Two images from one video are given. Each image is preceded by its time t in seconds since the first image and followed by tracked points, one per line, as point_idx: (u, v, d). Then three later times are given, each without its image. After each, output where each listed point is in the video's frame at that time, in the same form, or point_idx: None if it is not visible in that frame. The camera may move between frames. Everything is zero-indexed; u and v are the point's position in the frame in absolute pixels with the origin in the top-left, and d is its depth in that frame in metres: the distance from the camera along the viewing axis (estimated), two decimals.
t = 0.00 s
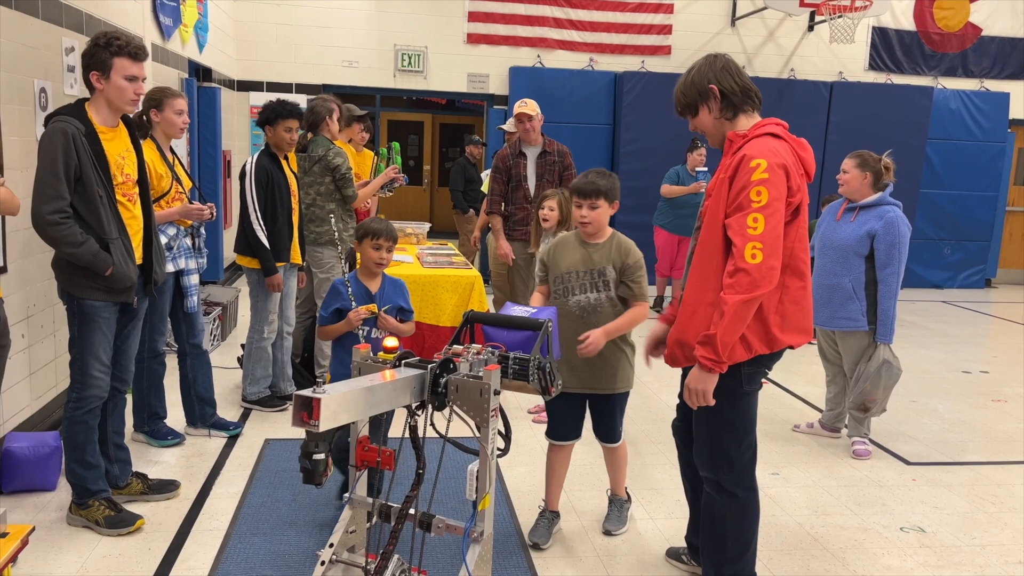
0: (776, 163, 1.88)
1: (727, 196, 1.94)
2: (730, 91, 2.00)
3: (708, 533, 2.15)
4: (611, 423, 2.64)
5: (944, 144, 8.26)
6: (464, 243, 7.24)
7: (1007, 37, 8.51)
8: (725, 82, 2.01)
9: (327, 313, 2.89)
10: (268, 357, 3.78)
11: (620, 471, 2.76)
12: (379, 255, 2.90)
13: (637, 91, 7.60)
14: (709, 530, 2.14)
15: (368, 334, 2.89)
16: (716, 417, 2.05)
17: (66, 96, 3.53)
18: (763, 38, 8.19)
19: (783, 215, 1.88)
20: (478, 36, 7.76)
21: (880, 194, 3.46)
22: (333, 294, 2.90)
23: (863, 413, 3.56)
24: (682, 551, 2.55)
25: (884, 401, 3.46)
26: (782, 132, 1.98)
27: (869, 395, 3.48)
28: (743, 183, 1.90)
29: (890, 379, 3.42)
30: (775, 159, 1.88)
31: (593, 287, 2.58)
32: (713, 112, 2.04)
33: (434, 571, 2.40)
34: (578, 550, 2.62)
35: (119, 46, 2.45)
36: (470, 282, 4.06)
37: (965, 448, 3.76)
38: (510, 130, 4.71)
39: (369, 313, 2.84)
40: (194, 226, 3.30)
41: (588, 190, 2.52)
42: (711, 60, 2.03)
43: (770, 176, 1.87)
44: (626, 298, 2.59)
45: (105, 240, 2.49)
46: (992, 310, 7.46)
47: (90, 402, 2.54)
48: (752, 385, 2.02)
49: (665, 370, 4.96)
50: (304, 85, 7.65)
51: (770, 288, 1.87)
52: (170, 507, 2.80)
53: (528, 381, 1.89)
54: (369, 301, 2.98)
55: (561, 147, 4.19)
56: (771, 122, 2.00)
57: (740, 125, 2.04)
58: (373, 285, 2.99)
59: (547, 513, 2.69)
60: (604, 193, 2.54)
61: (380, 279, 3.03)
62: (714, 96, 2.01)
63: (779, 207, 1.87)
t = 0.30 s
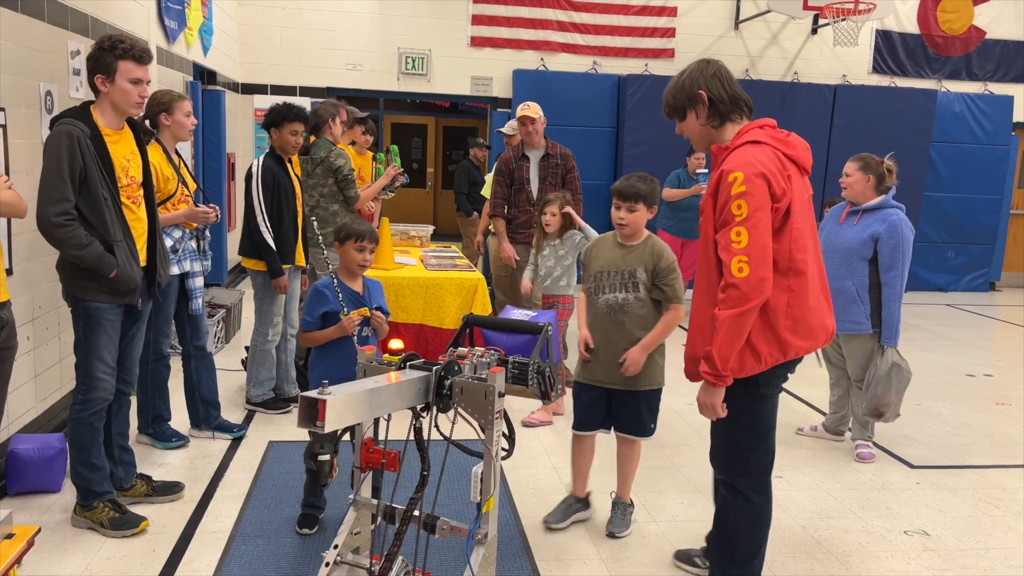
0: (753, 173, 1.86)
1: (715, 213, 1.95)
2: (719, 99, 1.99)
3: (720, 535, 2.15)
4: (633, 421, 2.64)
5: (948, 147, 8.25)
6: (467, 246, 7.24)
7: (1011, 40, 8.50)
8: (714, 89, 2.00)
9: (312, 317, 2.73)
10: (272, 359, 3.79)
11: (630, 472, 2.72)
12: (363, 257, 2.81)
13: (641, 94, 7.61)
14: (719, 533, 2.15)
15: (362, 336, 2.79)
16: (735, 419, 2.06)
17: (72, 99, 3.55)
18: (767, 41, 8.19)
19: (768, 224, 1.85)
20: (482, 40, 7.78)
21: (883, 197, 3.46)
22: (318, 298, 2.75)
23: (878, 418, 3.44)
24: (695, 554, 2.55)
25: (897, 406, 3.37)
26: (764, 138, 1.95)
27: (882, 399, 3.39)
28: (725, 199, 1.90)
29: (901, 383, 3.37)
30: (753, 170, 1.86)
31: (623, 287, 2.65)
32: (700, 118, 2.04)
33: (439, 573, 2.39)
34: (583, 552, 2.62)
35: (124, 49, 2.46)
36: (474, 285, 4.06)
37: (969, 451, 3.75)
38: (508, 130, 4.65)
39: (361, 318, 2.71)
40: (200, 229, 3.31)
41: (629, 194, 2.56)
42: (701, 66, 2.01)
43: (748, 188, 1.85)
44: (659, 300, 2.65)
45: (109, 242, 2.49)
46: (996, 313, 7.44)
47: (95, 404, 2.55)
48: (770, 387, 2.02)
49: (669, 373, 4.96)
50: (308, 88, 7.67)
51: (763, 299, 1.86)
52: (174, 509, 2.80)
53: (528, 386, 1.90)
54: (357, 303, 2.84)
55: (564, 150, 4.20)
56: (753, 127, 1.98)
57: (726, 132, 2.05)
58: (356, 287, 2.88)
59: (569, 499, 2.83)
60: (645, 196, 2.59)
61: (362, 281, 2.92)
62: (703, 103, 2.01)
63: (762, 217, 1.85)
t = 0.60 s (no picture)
0: (769, 175, 1.89)
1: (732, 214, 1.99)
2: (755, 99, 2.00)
3: (726, 535, 2.17)
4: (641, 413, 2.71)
5: (951, 149, 8.24)
6: (469, 248, 7.25)
7: (1013, 42, 8.49)
8: (750, 90, 2.01)
9: (305, 323, 2.67)
10: (275, 361, 3.80)
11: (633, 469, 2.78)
12: (348, 258, 2.74)
13: (642, 96, 7.62)
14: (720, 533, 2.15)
15: (355, 341, 2.73)
16: (736, 419, 2.07)
17: (75, 101, 3.56)
18: (769, 43, 8.20)
19: (781, 227, 1.88)
20: (484, 41, 7.79)
21: (885, 198, 3.46)
22: (310, 303, 2.68)
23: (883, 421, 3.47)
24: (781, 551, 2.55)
25: (904, 408, 3.39)
26: (788, 142, 1.98)
27: (889, 402, 3.41)
28: (742, 199, 1.93)
29: (907, 385, 3.38)
30: (770, 172, 1.89)
31: (645, 285, 2.77)
32: (732, 116, 2.05)
33: (441, 574, 2.40)
34: (585, 553, 2.62)
35: (128, 51, 2.46)
36: (476, 287, 4.05)
37: (972, 453, 3.75)
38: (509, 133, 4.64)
39: (352, 323, 2.64)
40: (204, 231, 3.31)
41: (652, 195, 2.73)
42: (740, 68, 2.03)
43: (763, 191, 1.88)
44: (679, 301, 2.77)
45: (113, 244, 2.50)
46: (999, 315, 7.43)
47: (99, 405, 2.56)
48: (771, 387, 2.02)
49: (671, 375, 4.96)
50: (311, 90, 7.68)
51: (771, 300, 1.88)
52: (177, 510, 2.81)
53: (523, 389, 1.90)
54: (349, 306, 2.79)
55: (566, 152, 4.21)
56: (779, 131, 2.01)
57: (755, 133, 2.06)
58: (343, 288, 2.84)
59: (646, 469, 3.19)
60: (667, 199, 2.75)
61: (349, 281, 2.87)
62: (737, 102, 2.03)
63: (775, 219, 1.87)
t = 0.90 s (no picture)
0: (804, 171, 1.98)
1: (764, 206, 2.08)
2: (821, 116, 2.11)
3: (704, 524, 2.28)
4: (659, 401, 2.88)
5: (951, 150, 8.25)
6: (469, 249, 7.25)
7: (1014, 43, 8.50)
8: (818, 108, 2.12)
9: (303, 324, 2.67)
10: (276, 361, 3.82)
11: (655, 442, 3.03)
12: (345, 259, 2.73)
13: (643, 98, 7.63)
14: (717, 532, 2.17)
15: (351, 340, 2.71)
16: (726, 412, 2.16)
17: (77, 102, 3.56)
18: (770, 44, 8.20)
19: (807, 220, 1.95)
20: (485, 43, 7.80)
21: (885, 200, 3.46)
22: (308, 304, 2.68)
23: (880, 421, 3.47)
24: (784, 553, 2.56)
25: (900, 409, 3.39)
26: (832, 151, 2.07)
27: (885, 403, 3.41)
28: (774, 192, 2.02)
29: (903, 386, 3.38)
30: (807, 170, 1.98)
31: (660, 280, 2.90)
32: (791, 128, 2.15)
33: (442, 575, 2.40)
34: (586, 554, 2.62)
35: (130, 53, 2.46)
36: (478, 287, 4.04)
37: (973, 454, 3.75)
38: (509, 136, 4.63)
39: (350, 325, 2.63)
40: (206, 232, 3.32)
41: (660, 191, 2.85)
42: (809, 87, 2.14)
43: (796, 184, 1.97)
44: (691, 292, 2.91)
45: (115, 245, 2.50)
46: (1000, 316, 7.43)
47: (100, 406, 2.56)
48: (774, 391, 2.09)
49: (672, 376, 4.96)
50: (311, 91, 7.69)
51: (787, 287, 1.94)
52: (179, 511, 2.81)
53: (528, 368, 1.86)
54: (348, 309, 2.78)
55: (567, 153, 4.23)
56: (828, 143, 2.10)
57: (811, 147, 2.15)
58: (341, 287, 2.81)
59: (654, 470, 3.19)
60: (675, 194, 2.87)
61: (348, 282, 2.85)
62: (801, 115, 2.13)
63: (803, 213, 1.95)
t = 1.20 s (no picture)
0: (849, 167, 2.00)
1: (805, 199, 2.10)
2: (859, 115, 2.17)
3: (726, 521, 2.29)
4: (673, 398, 3.02)
5: (951, 150, 8.25)
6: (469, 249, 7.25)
7: (1014, 43, 8.50)
8: (854, 107, 2.17)
9: (297, 324, 2.67)
10: (276, 362, 3.82)
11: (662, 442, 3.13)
12: (340, 259, 2.71)
13: (643, 98, 7.63)
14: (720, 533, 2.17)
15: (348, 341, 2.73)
16: (761, 411, 2.16)
17: (77, 103, 3.56)
18: (770, 44, 8.21)
19: (850, 214, 1.98)
20: (485, 43, 7.80)
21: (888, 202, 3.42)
22: (302, 304, 2.67)
23: (876, 420, 3.50)
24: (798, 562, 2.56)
25: (895, 409, 3.44)
26: (870, 148, 2.11)
27: (881, 401, 3.46)
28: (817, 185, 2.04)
29: (902, 384, 3.41)
30: (851, 165, 2.01)
31: (668, 276, 3.01)
32: (826, 124, 2.19)
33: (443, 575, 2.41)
34: (587, 555, 2.62)
35: (132, 54, 2.46)
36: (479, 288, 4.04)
37: (973, 454, 3.75)
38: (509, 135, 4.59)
39: (348, 322, 2.64)
40: (207, 233, 3.32)
41: (666, 189, 2.91)
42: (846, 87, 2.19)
43: (840, 179, 2.00)
44: (698, 287, 3.01)
45: (115, 246, 2.50)
46: (1000, 316, 7.43)
47: (100, 407, 2.55)
48: (809, 386, 2.11)
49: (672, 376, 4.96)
50: (312, 92, 7.69)
51: (829, 277, 1.95)
52: (179, 513, 2.80)
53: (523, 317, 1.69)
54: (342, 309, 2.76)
55: (567, 153, 4.23)
56: (866, 138, 2.14)
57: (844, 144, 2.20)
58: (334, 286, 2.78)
59: (653, 471, 3.16)
60: (681, 192, 2.93)
61: (342, 280, 2.82)
62: (837, 111, 2.17)
63: (846, 206, 1.97)
